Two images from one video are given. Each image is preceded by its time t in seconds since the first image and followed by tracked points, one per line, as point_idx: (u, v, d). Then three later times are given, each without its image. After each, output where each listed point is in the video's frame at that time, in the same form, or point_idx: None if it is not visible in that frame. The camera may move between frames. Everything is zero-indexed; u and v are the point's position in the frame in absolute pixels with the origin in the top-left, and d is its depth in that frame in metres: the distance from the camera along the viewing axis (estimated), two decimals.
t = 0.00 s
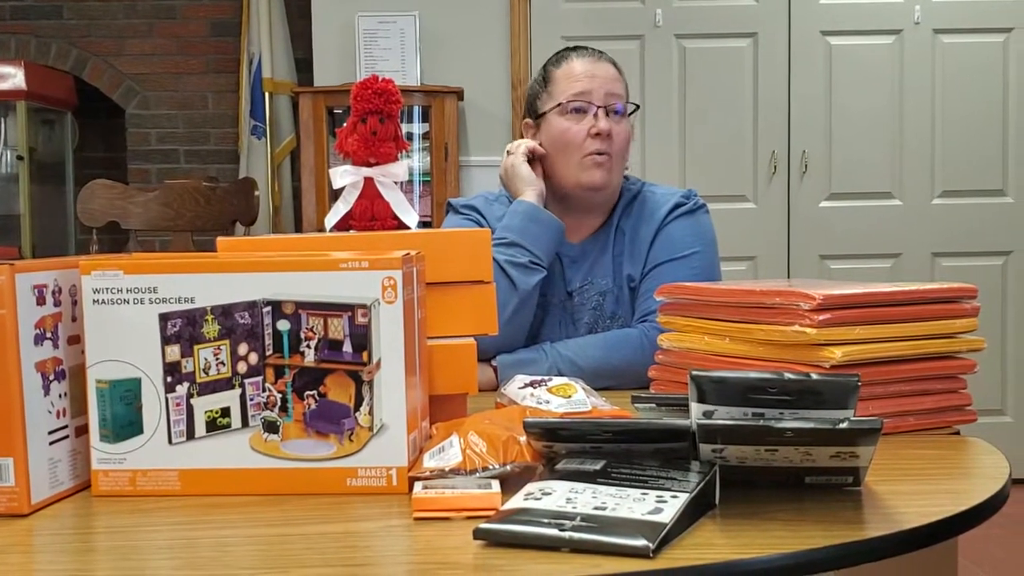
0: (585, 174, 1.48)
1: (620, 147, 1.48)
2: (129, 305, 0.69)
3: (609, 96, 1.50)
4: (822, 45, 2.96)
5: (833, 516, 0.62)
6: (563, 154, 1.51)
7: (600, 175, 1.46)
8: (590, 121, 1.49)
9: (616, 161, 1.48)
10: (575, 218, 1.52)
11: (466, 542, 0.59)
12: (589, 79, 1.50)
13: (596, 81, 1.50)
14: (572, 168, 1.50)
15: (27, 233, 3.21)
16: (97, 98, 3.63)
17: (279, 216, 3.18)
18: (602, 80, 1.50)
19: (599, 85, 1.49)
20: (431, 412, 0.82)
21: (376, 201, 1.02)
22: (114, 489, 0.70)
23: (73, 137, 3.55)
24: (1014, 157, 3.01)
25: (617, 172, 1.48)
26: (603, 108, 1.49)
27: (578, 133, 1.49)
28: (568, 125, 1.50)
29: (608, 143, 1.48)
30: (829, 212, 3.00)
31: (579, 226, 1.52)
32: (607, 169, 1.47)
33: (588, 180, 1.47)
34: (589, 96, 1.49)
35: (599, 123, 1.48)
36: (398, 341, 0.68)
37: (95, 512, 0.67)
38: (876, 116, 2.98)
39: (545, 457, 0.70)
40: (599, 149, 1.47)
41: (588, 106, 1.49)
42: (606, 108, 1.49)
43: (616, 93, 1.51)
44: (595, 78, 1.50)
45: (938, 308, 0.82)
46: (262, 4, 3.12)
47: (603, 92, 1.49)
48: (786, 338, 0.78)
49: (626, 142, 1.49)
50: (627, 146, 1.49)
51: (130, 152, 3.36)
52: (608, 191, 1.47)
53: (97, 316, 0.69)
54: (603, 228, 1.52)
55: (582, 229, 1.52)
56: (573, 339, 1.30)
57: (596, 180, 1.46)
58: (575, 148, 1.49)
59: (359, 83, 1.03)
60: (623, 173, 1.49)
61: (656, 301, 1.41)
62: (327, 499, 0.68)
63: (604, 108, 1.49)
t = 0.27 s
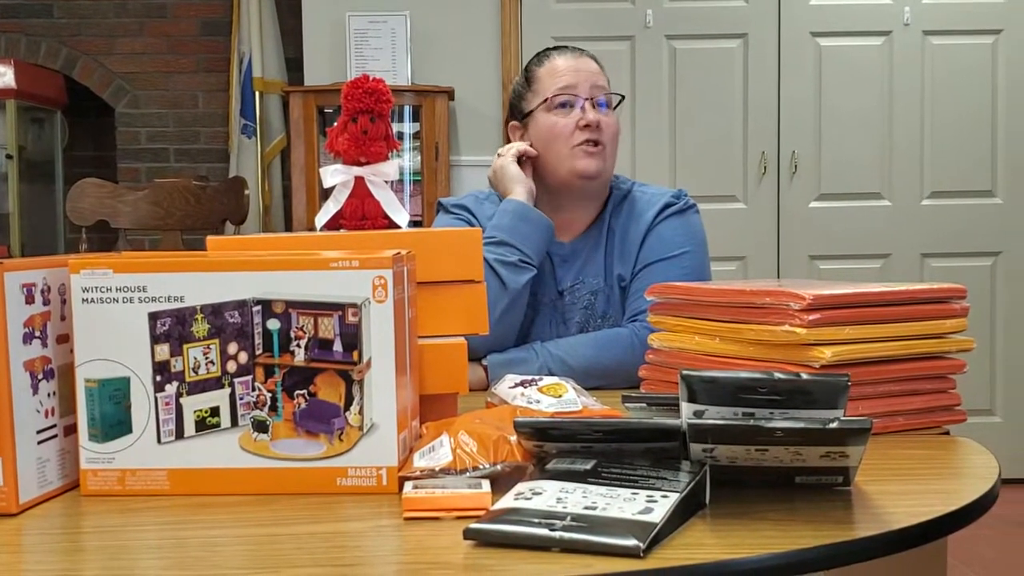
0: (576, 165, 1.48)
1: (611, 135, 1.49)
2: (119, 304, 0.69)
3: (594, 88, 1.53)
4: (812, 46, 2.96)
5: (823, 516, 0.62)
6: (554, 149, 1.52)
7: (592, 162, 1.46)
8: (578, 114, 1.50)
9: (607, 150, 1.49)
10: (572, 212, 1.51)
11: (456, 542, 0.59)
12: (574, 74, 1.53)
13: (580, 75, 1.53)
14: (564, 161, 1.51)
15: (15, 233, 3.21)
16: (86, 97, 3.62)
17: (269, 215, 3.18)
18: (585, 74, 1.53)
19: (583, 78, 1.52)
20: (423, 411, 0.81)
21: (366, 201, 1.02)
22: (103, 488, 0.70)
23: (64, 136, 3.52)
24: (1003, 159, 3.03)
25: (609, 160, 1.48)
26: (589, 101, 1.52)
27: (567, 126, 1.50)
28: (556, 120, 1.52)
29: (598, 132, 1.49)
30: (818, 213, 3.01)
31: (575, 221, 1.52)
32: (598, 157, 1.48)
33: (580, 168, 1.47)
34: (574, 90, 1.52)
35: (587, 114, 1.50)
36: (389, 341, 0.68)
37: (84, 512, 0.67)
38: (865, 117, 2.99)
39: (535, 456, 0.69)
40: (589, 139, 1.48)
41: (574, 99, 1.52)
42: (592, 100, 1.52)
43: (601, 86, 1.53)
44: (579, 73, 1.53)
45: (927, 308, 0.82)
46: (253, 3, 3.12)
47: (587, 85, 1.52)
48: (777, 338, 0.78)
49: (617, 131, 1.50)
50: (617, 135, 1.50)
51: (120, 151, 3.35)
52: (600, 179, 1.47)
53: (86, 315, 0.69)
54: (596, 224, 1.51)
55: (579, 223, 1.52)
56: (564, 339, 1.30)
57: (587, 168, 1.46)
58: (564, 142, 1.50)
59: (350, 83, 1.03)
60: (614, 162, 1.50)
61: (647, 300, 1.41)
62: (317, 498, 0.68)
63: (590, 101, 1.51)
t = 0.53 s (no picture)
0: (556, 196, 1.47)
1: (592, 166, 1.45)
2: (111, 302, 0.69)
3: (582, 116, 1.44)
4: (805, 47, 2.97)
5: (816, 516, 0.62)
6: (536, 169, 1.50)
7: (570, 197, 1.45)
8: (562, 144, 1.45)
9: (588, 182, 1.46)
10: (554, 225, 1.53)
11: (449, 541, 0.59)
12: (562, 99, 1.44)
13: (566, 100, 1.43)
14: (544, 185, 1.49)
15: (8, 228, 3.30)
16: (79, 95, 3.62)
17: (262, 214, 3.17)
18: (574, 101, 1.43)
19: (570, 106, 1.43)
20: (416, 410, 0.81)
21: (359, 199, 1.02)
22: (95, 487, 0.69)
23: (56, 134, 3.55)
24: (996, 160, 3.03)
25: (589, 193, 1.46)
26: (575, 129, 1.44)
27: (548, 154, 1.47)
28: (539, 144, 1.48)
29: (579, 165, 1.45)
30: (810, 213, 3.01)
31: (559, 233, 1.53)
32: (578, 193, 1.46)
33: (557, 201, 1.46)
34: (560, 118, 1.44)
35: (570, 147, 1.44)
36: (382, 340, 0.68)
37: (76, 510, 0.66)
38: (858, 118, 2.99)
39: (528, 456, 0.69)
40: (569, 171, 1.45)
41: (558, 127, 1.45)
42: (578, 129, 1.44)
43: (589, 110, 1.44)
44: (565, 97, 1.43)
45: (920, 308, 0.82)
46: (246, 2, 3.11)
47: (574, 114, 1.43)
48: (770, 338, 0.78)
49: (599, 160, 1.46)
50: (600, 163, 1.46)
51: (112, 150, 3.35)
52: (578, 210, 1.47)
53: (78, 313, 0.69)
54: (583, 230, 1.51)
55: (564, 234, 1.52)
56: (556, 338, 1.30)
57: (565, 202, 1.46)
58: (546, 169, 1.47)
59: (344, 81, 1.03)
60: (596, 191, 1.47)
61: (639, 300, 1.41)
62: (310, 497, 0.68)
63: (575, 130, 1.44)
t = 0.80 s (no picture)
0: (550, 194, 1.47)
1: (583, 162, 1.46)
2: (106, 302, 0.68)
3: (572, 112, 1.45)
4: (800, 46, 2.97)
5: (811, 515, 0.62)
6: (530, 169, 1.51)
7: (561, 195, 1.46)
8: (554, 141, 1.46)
9: (581, 179, 1.46)
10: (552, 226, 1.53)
11: (444, 541, 0.59)
12: (551, 96, 1.45)
13: (556, 97, 1.44)
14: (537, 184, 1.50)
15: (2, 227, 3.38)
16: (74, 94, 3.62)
17: (257, 214, 3.17)
18: (563, 97, 1.44)
19: (560, 102, 1.44)
20: (411, 409, 0.81)
21: (355, 199, 1.02)
22: (90, 487, 0.69)
23: (52, 134, 3.59)
24: (991, 160, 3.04)
25: (582, 190, 1.47)
26: (566, 126, 1.45)
27: (539, 152, 1.48)
28: (530, 143, 1.49)
29: (572, 162, 1.46)
30: (805, 213, 3.01)
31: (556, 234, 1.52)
32: (571, 190, 1.46)
33: (550, 200, 1.47)
34: (550, 115, 1.45)
35: (562, 144, 1.45)
36: (377, 339, 0.68)
37: (70, 510, 0.66)
38: (853, 119, 2.99)
39: (524, 456, 0.69)
40: (560, 169, 1.46)
41: (549, 124, 1.46)
42: (568, 126, 1.45)
43: (579, 106, 1.45)
44: (555, 94, 1.44)
45: (916, 308, 0.82)
46: (242, 2, 3.11)
47: (564, 110, 1.44)
48: (766, 338, 0.78)
49: (591, 157, 1.46)
50: (592, 160, 1.46)
51: (108, 149, 3.34)
52: (572, 208, 1.47)
53: (73, 313, 0.69)
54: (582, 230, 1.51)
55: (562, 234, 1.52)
56: (552, 338, 1.30)
57: (557, 200, 1.46)
58: (539, 167, 1.48)
59: (339, 80, 1.03)
60: (590, 188, 1.47)
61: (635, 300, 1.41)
62: (305, 497, 0.68)
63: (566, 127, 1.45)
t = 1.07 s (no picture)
0: (541, 204, 1.48)
1: (574, 172, 1.46)
2: (101, 303, 0.68)
3: (562, 123, 1.44)
4: (795, 47, 2.97)
5: (806, 516, 0.62)
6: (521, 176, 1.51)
7: (553, 206, 1.47)
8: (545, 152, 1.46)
9: (573, 189, 1.47)
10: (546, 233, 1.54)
11: (439, 542, 0.59)
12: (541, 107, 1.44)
13: (546, 108, 1.44)
14: (529, 193, 1.50)
15: None
16: (69, 95, 3.62)
17: (253, 214, 3.17)
18: (553, 109, 1.44)
19: (550, 114, 1.43)
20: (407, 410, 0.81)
21: (350, 200, 1.02)
22: (85, 488, 0.69)
23: (48, 134, 3.60)
24: (985, 161, 3.04)
25: (574, 200, 1.47)
26: (556, 137, 1.45)
27: (530, 163, 1.48)
28: (521, 153, 1.49)
29: (563, 173, 1.46)
30: (801, 214, 3.02)
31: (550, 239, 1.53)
32: (562, 200, 1.47)
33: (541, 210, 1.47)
34: (540, 126, 1.45)
35: (553, 154, 1.46)
36: (372, 340, 0.68)
37: (66, 511, 0.66)
38: (848, 120, 3.00)
39: (519, 456, 0.69)
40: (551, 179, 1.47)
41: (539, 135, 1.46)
42: (558, 136, 1.45)
43: (570, 116, 1.44)
44: (545, 105, 1.44)
45: (911, 309, 0.82)
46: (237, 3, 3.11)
47: (554, 121, 1.44)
48: (761, 338, 0.78)
49: (582, 166, 1.46)
50: (583, 169, 1.46)
51: (103, 150, 3.34)
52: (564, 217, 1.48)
53: (67, 314, 0.68)
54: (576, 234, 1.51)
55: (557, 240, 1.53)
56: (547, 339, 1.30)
57: (549, 211, 1.47)
58: (530, 177, 1.49)
59: (335, 81, 1.03)
60: (581, 197, 1.48)
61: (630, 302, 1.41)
62: (300, 499, 0.68)
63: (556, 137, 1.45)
